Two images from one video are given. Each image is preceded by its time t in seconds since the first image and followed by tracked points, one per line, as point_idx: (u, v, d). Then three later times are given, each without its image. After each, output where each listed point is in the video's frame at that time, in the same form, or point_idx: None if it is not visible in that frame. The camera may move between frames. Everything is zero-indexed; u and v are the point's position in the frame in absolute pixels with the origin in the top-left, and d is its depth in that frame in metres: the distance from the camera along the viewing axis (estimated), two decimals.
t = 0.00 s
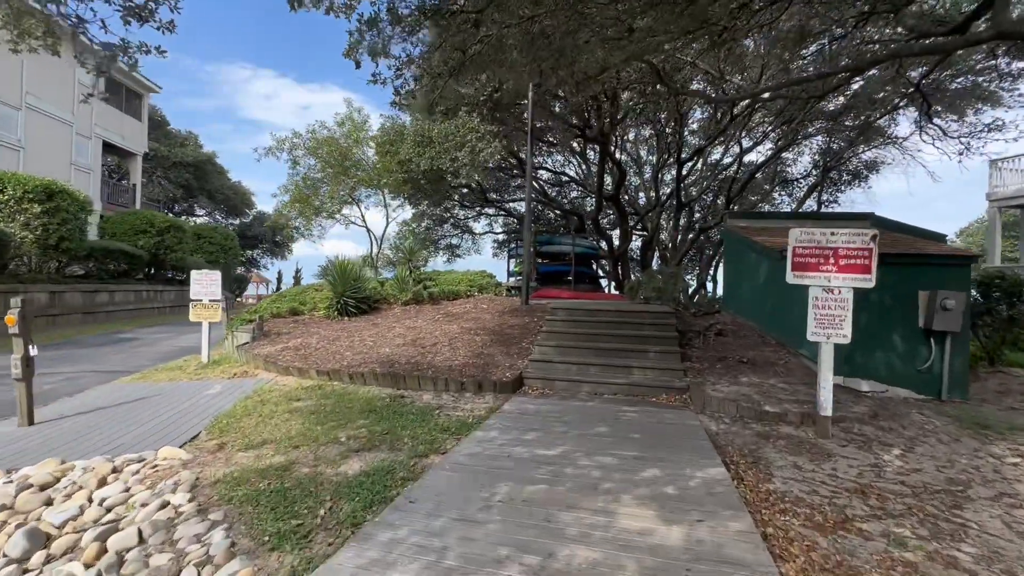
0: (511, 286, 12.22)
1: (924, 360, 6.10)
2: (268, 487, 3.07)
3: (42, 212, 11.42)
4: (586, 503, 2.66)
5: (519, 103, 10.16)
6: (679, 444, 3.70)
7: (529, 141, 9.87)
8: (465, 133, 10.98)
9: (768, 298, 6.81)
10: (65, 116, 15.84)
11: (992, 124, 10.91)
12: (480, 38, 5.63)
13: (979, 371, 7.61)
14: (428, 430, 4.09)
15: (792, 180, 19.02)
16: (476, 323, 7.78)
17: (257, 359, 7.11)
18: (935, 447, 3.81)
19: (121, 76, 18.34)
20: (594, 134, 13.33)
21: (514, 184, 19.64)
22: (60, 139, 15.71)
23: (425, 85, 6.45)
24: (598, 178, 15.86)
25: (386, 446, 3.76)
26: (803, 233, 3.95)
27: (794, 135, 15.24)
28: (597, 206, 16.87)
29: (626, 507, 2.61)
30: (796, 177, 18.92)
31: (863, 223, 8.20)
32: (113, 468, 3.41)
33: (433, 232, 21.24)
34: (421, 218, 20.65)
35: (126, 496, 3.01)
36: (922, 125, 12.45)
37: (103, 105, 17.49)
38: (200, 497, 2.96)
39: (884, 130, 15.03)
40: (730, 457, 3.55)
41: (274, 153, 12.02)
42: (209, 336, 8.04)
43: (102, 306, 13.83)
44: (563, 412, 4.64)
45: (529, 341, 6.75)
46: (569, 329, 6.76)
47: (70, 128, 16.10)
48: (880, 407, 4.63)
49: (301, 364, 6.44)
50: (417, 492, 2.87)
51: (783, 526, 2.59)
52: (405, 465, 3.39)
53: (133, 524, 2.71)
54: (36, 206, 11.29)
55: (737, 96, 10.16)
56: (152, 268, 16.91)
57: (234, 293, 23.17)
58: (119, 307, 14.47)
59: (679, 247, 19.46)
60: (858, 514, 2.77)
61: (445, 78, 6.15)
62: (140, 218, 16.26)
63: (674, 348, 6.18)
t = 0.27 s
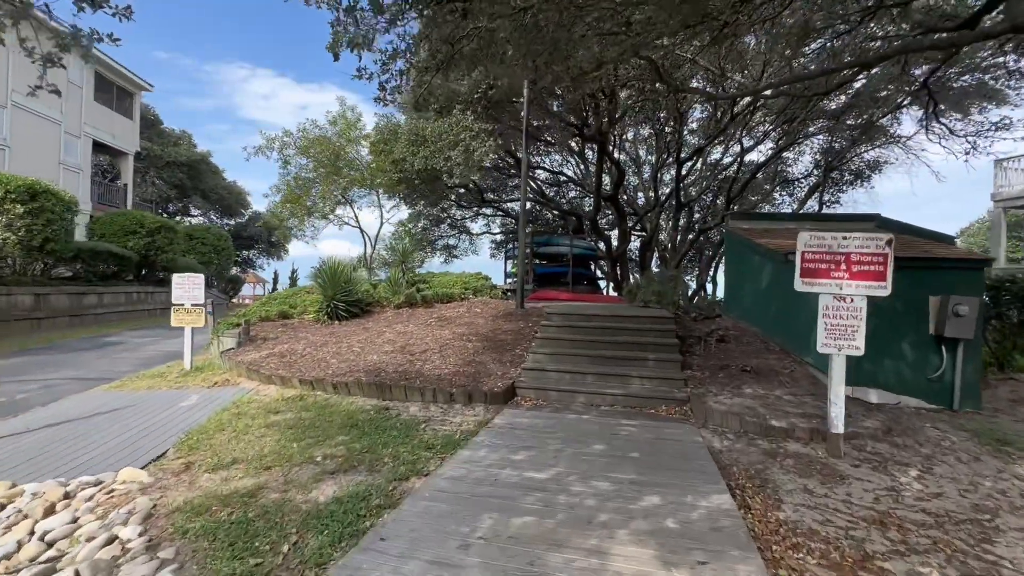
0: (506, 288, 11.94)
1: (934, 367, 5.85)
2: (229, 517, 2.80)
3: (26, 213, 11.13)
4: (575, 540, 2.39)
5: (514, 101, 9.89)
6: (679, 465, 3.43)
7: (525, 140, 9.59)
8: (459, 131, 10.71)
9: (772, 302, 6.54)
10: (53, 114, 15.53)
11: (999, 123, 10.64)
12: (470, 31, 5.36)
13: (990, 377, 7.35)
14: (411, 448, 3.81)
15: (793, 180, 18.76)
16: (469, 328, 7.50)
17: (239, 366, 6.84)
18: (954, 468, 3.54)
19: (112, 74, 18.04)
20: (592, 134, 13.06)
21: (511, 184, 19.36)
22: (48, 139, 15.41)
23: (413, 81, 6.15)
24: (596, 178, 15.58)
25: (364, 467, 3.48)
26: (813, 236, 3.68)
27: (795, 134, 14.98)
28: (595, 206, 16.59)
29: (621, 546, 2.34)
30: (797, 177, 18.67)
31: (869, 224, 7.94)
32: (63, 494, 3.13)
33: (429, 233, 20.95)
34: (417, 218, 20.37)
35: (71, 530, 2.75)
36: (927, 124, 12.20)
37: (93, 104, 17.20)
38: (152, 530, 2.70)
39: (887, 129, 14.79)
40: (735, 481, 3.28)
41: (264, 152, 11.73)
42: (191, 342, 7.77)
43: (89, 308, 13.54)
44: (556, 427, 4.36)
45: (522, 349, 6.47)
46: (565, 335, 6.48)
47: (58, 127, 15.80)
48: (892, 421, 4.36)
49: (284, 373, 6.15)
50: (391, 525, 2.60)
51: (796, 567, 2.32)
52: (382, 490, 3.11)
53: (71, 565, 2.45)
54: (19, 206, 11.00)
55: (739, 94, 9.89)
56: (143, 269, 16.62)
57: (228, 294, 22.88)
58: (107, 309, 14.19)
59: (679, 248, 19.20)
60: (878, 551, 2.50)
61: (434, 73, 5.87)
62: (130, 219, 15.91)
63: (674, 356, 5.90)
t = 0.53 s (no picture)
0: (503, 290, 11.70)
1: (944, 376, 5.63)
2: (187, 552, 2.56)
3: (10, 214, 10.87)
4: None
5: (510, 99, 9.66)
6: (681, 488, 3.19)
7: (520, 139, 9.35)
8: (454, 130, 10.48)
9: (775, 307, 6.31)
10: (42, 113, 15.28)
11: (1005, 122, 10.42)
12: (460, 23, 5.13)
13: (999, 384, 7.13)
14: (394, 468, 3.57)
15: (793, 180, 18.54)
16: (462, 333, 7.26)
17: (224, 373, 6.60)
18: (973, 491, 3.31)
19: (103, 72, 17.77)
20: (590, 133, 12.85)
21: (508, 184, 19.12)
22: (37, 138, 15.15)
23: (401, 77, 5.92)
24: (594, 178, 15.35)
25: (343, 490, 3.25)
26: (822, 242, 3.46)
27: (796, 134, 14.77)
28: (593, 207, 16.36)
29: None
30: (798, 177, 18.44)
31: (874, 226, 7.71)
32: (13, 523, 2.89)
33: (426, 233, 20.70)
34: (414, 219, 20.12)
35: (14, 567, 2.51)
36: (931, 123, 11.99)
37: (83, 102, 16.93)
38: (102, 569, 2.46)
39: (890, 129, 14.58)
40: (740, 507, 3.04)
41: (255, 151, 11.48)
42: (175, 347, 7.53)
43: (78, 310, 13.29)
44: (549, 443, 4.13)
45: (517, 356, 6.22)
46: (561, 342, 6.24)
47: (48, 126, 15.54)
48: (904, 436, 4.13)
49: (268, 381, 5.90)
50: (363, 564, 2.36)
51: None
52: (359, 518, 2.87)
53: None
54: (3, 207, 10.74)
55: (740, 92, 9.66)
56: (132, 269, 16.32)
57: (222, 295, 22.62)
58: (96, 311, 13.94)
59: (678, 248, 18.96)
60: None
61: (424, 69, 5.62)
62: (121, 219, 15.61)
63: (674, 364, 5.67)
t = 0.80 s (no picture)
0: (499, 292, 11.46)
1: (956, 383, 5.40)
2: None
3: None
4: None
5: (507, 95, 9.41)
6: (683, 511, 2.97)
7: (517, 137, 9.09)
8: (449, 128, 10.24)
9: (780, 310, 6.08)
10: (30, 110, 15.00)
11: (1013, 120, 10.20)
12: (451, 14, 4.89)
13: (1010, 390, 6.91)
14: (376, 487, 3.33)
15: (794, 179, 18.32)
16: (456, 337, 7.02)
17: (207, 379, 6.35)
18: (996, 513, 3.09)
19: (93, 69, 17.49)
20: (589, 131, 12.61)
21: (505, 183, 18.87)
22: (25, 135, 14.88)
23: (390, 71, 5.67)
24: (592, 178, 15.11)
25: (320, 513, 3.01)
26: (836, 246, 3.23)
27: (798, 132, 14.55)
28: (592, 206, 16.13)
29: None
30: (798, 176, 18.22)
31: (881, 227, 7.48)
32: None
33: (423, 233, 20.45)
34: (410, 218, 19.87)
35: None
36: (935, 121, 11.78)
37: (73, 100, 16.66)
38: None
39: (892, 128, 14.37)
40: (747, 533, 2.81)
41: (245, 150, 11.21)
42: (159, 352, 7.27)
43: (65, 311, 13.02)
44: (544, 457, 3.90)
45: (512, 362, 5.98)
46: (558, 347, 5.99)
47: (36, 124, 15.26)
48: (919, 450, 3.91)
49: (252, 388, 5.65)
50: None
51: None
52: (333, 547, 2.64)
53: None
54: None
55: (742, 89, 9.44)
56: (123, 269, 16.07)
57: (217, 295, 22.36)
58: (85, 312, 13.68)
59: (678, 248, 18.74)
60: None
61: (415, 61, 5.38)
62: (111, 219, 15.34)
63: (676, 371, 5.43)
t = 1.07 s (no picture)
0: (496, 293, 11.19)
1: (971, 392, 5.15)
2: None
3: None
4: None
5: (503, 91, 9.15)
6: (690, 541, 2.72)
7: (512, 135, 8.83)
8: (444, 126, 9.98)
9: (786, 314, 5.83)
10: (18, 107, 14.69)
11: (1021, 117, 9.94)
12: (441, 4, 4.62)
13: None
14: (356, 511, 3.08)
15: (795, 178, 18.07)
16: (450, 342, 6.75)
17: (189, 387, 6.08)
18: None
19: (83, 66, 17.18)
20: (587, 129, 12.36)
21: (503, 182, 18.60)
22: (12, 133, 14.57)
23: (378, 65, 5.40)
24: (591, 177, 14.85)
25: (292, 542, 2.76)
26: (854, 250, 2.99)
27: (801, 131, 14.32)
28: (591, 206, 15.87)
29: None
30: (800, 175, 17.97)
31: (889, 228, 7.23)
32: None
33: (420, 232, 20.17)
34: (407, 218, 19.58)
35: None
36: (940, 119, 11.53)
37: (62, 97, 16.35)
38: None
39: (896, 126, 14.14)
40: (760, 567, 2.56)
41: (235, 148, 10.91)
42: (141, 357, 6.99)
43: (53, 312, 12.73)
44: (538, 475, 3.64)
45: (507, 369, 5.72)
46: (555, 353, 5.74)
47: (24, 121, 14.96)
48: (939, 468, 3.66)
49: (234, 397, 5.38)
50: None
51: None
52: None
53: None
54: None
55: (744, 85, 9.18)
56: (113, 268, 15.76)
57: (211, 295, 22.06)
58: (74, 313, 13.39)
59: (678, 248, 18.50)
60: None
61: (403, 55, 5.12)
62: (100, 217, 15.02)
63: (678, 379, 5.17)
